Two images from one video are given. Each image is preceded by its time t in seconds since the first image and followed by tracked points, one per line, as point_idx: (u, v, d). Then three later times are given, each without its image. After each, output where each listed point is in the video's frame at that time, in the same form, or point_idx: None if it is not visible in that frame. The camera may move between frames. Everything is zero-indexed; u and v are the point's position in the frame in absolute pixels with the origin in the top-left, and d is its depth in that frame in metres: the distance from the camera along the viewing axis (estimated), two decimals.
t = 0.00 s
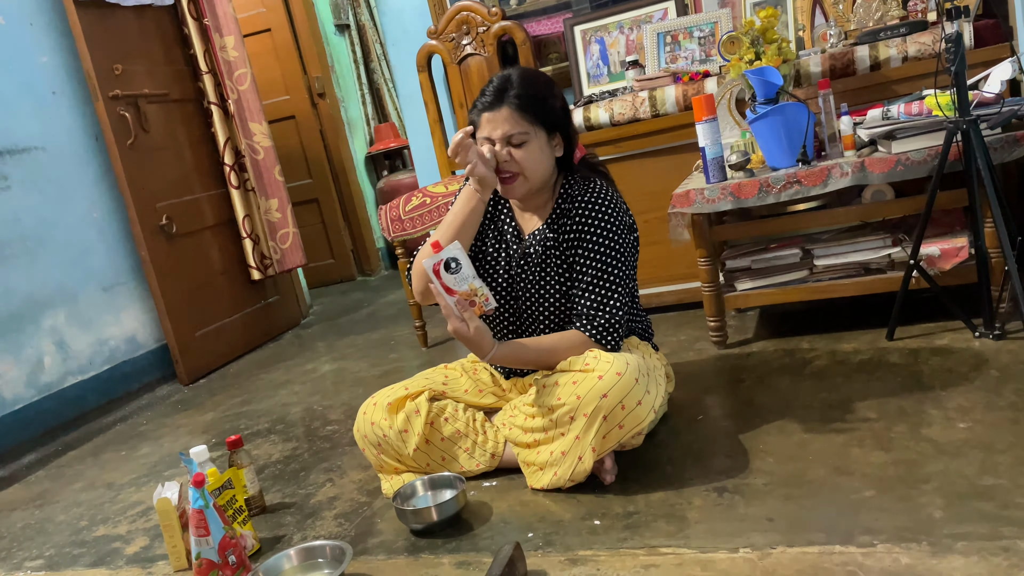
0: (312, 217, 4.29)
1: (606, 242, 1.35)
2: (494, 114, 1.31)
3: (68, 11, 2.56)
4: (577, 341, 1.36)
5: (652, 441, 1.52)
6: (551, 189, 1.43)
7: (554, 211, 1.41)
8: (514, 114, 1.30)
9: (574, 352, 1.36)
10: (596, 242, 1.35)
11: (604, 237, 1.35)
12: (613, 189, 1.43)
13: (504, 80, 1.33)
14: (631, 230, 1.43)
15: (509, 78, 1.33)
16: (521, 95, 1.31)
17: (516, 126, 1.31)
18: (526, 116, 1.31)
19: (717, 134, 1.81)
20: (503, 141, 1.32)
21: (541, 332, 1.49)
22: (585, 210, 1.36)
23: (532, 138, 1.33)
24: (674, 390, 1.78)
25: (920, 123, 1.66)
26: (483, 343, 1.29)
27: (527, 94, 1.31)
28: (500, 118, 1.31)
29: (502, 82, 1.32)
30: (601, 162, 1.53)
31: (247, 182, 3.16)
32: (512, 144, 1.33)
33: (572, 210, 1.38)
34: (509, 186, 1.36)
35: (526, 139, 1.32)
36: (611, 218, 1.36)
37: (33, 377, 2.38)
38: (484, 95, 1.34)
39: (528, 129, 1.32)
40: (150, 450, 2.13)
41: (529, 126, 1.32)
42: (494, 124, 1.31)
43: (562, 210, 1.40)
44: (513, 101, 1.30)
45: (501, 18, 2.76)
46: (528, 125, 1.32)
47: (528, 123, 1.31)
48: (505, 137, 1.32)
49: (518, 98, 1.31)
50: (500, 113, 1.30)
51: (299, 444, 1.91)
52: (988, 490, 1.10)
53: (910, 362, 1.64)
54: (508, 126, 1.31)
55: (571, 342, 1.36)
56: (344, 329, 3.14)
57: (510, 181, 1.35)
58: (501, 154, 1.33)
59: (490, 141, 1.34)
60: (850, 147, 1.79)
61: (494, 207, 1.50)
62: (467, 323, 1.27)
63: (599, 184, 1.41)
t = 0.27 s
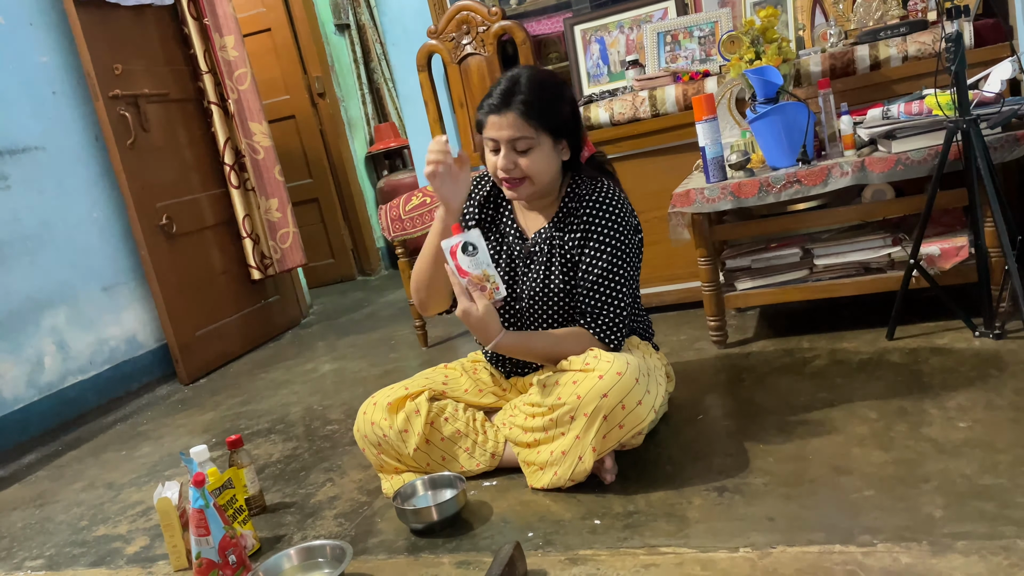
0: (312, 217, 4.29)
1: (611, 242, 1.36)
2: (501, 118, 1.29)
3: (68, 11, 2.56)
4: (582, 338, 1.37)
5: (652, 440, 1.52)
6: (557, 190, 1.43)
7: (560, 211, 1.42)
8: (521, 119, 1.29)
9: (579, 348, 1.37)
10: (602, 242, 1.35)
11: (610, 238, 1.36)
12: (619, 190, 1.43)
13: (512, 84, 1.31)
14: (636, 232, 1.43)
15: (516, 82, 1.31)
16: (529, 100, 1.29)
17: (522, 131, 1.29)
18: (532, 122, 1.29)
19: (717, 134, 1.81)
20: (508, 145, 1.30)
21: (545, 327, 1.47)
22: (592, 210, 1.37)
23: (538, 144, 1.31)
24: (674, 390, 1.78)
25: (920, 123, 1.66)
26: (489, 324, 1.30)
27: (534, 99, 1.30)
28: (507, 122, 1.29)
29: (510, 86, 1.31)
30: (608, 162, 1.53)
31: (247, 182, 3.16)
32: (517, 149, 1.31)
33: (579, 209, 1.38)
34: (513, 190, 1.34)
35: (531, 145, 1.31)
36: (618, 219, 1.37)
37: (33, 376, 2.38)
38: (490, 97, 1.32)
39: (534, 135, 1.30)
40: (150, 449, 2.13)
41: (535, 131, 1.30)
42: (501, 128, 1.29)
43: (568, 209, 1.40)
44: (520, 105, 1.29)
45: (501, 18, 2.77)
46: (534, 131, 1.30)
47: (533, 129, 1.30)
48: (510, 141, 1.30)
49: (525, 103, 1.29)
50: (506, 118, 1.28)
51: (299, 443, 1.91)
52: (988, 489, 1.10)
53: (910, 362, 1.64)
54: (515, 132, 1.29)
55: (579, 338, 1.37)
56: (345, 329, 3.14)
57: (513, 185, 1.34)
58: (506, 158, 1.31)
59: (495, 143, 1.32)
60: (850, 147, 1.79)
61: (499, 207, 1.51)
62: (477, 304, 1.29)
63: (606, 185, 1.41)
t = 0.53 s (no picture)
0: (312, 216, 4.29)
1: (613, 243, 1.36)
2: (516, 127, 1.28)
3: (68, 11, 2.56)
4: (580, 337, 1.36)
5: (652, 440, 1.52)
6: (560, 191, 1.43)
7: (562, 212, 1.42)
8: (535, 132, 1.28)
9: (580, 346, 1.36)
10: (603, 243, 1.36)
11: (612, 238, 1.36)
12: (622, 191, 1.43)
13: (530, 92, 1.30)
14: (638, 233, 1.43)
15: (535, 91, 1.30)
16: (545, 113, 1.29)
17: (534, 144, 1.29)
18: (546, 136, 1.29)
19: (717, 134, 1.81)
20: (519, 156, 1.30)
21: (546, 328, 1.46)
22: (594, 211, 1.37)
23: (548, 158, 1.32)
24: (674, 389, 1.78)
25: (920, 122, 1.66)
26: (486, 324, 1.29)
27: (551, 112, 1.29)
28: (520, 134, 1.28)
29: (528, 95, 1.29)
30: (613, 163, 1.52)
31: (247, 182, 3.16)
32: (526, 160, 1.31)
33: (581, 210, 1.38)
34: (516, 199, 1.35)
35: (542, 159, 1.31)
36: (620, 219, 1.37)
37: (34, 376, 2.38)
38: (507, 100, 1.31)
39: (545, 149, 1.31)
40: (150, 449, 2.13)
41: (547, 145, 1.31)
42: (515, 137, 1.29)
43: (570, 210, 1.40)
44: (537, 118, 1.28)
45: (501, 17, 2.77)
46: (546, 145, 1.31)
47: (546, 143, 1.30)
48: (521, 152, 1.30)
49: (542, 116, 1.28)
50: (520, 129, 1.28)
51: (299, 443, 1.91)
52: (988, 489, 1.10)
53: (910, 362, 1.64)
54: (529, 144, 1.29)
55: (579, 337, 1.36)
56: (345, 328, 3.14)
57: (518, 194, 1.35)
58: (515, 168, 1.31)
59: (505, 151, 1.31)
60: (850, 146, 1.78)
61: (499, 210, 1.53)
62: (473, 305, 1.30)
63: (609, 185, 1.40)
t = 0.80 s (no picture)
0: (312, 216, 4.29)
1: (612, 242, 1.36)
2: (513, 131, 1.28)
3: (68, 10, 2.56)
4: (580, 336, 1.36)
5: (652, 440, 1.52)
6: (560, 191, 1.43)
7: (561, 211, 1.42)
8: (532, 136, 1.28)
9: (580, 345, 1.36)
10: (603, 242, 1.36)
11: (611, 237, 1.35)
12: (621, 190, 1.43)
13: (528, 96, 1.30)
14: (637, 232, 1.43)
15: (533, 95, 1.29)
16: (543, 118, 1.28)
17: (531, 148, 1.29)
18: (543, 141, 1.29)
19: (717, 133, 1.81)
20: (515, 160, 1.30)
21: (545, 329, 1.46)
22: (593, 210, 1.37)
23: (545, 162, 1.32)
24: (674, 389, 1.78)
25: (920, 122, 1.66)
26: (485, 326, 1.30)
27: (549, 117, 1.29)
28: (517, 138, 1.28)
29: (525, 99, 1.29)
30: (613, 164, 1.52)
31: (247, 181, 3.15)
32: (523, 164, 1.31)
33: (581, 209, 1.38)
34: (513, 203, 1.36)
35: (538, 163, 1.31)
36: (620, 218, 1.36)
37: (33, 375, 2.38)
38: (505, 103, 1.30)
39: (542, 154, 1.31)
40: (150, 448, 2.13)
41: (544, 150, 1.31)
42: (512, 141, 1.29)
43: (569, 210, 1.40)
44: (534, 123, 1.28)
45: (502, 17, 2.77)
46: (543, 150, 1.30)
47: (543, 148, 1.30)
48: (518, 156, 1.30)
49: (539, 121, 1.28)
50: (517, 133, 1.28)
51: (299, 443, 1.91)
52: (988, 489, 1.10)
53: (910, 362, 1.63)
54: (526, 148, 1.29)
55: (579, 337, 1.36)
56: (345, 328, 3.14)
57: (514, 198, 1.35)
58: (511, 172, 1.31)
59: (502, 154, 1.32)
60: (850, 146, 1.78)
61: (497, 210, 1.53)
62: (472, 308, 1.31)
63: (608, 184, 1.40)
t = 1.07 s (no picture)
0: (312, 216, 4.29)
1: (612, 242, 1.36)
2: (512, 129, 1.28)
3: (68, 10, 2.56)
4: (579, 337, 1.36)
5: (651, 440, 1.52)
6: (560, 191, 1.43)
7: (561, 211, 1.42)
8: (531, 134, 1.28)
9: (579, 345, 1.36)
10: (602, 242, 1.35)
11: (611, 237, 1.35)
12: (622, 190, 1.43)
13: (528, 94, 1.30)
14: (637, 232, 1.43)
15: (533, 93, 1.29)
16: (542, 116, 1.28)
17: (531, 147, 1.29)
18: (542, 139, 1.29)
19: (717, 133, 1.81)
20: (514, 158, 1.30)
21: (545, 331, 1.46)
22: (593, 209, 1.37)
23: (544, 161, 1.32)
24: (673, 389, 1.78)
25: (920, 122, 1.66)
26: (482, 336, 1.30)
27: (549, 116, 1.29)
28: (517, 136, 1.28)
29: (525, 97, 1.29)
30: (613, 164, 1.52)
31: (247, 181, 3.15)
32: (522, 162, 1.31)
33: (581, 209, 1.38)
34: (512, 202, 1.35)
35: (537, 162, 1.31)
36: (619, 218, 1.36)
37: (33, 374, 2.38)
38: (505, 101, 1.30)
39: (542, 152, 1.30)
40: (150, 448, 2.12)
41: (543, 148, 1.30)
42: (512, 139, 1.29)
43: (569, 209, 1.40)
44: (533, 121, 1.28)
45: (501, 17, 2.77)
46: (542, 148, 1.30)
47: (542, 146, 1.30)
48: (518, 154, 1.30)
49: (539, 119, 1.28)
50: (516, 131, 1.28)
51: (299, 442, 1.91)
52: (988, 489, 1.10)
53: (910, 362, 1.63)
54: (525, 147, 1.29)
55: (577, 338, 1.36)
56: (344, 327, 3.14)
57: (513, 196, 1.34)
58: (510, 170, 1.31)
59: (501, 152, 1.31)
60: (850, 146, 1.78)
61: (497, 210, 1.53)
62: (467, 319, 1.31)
63: (608, 184, 1.40)
